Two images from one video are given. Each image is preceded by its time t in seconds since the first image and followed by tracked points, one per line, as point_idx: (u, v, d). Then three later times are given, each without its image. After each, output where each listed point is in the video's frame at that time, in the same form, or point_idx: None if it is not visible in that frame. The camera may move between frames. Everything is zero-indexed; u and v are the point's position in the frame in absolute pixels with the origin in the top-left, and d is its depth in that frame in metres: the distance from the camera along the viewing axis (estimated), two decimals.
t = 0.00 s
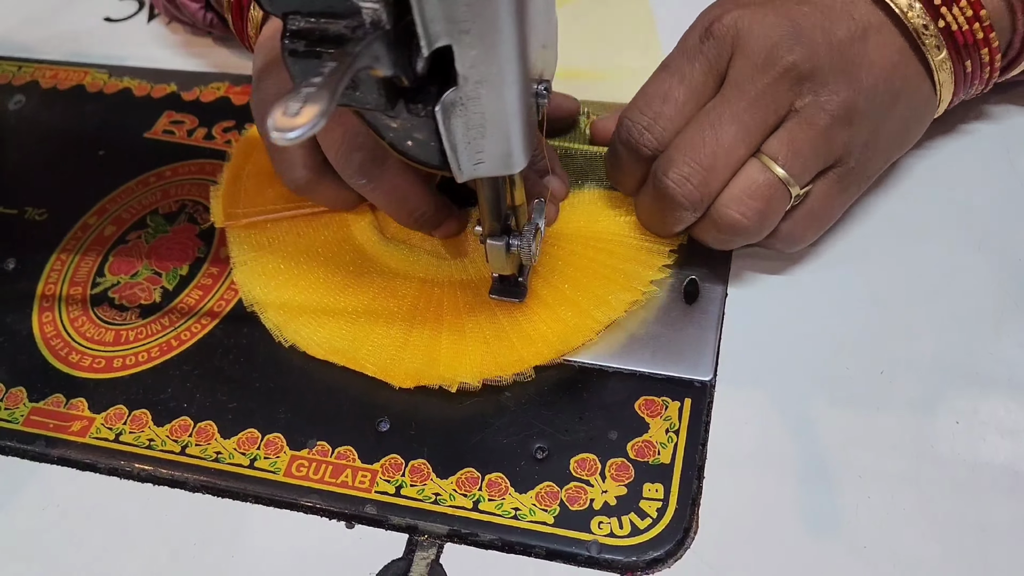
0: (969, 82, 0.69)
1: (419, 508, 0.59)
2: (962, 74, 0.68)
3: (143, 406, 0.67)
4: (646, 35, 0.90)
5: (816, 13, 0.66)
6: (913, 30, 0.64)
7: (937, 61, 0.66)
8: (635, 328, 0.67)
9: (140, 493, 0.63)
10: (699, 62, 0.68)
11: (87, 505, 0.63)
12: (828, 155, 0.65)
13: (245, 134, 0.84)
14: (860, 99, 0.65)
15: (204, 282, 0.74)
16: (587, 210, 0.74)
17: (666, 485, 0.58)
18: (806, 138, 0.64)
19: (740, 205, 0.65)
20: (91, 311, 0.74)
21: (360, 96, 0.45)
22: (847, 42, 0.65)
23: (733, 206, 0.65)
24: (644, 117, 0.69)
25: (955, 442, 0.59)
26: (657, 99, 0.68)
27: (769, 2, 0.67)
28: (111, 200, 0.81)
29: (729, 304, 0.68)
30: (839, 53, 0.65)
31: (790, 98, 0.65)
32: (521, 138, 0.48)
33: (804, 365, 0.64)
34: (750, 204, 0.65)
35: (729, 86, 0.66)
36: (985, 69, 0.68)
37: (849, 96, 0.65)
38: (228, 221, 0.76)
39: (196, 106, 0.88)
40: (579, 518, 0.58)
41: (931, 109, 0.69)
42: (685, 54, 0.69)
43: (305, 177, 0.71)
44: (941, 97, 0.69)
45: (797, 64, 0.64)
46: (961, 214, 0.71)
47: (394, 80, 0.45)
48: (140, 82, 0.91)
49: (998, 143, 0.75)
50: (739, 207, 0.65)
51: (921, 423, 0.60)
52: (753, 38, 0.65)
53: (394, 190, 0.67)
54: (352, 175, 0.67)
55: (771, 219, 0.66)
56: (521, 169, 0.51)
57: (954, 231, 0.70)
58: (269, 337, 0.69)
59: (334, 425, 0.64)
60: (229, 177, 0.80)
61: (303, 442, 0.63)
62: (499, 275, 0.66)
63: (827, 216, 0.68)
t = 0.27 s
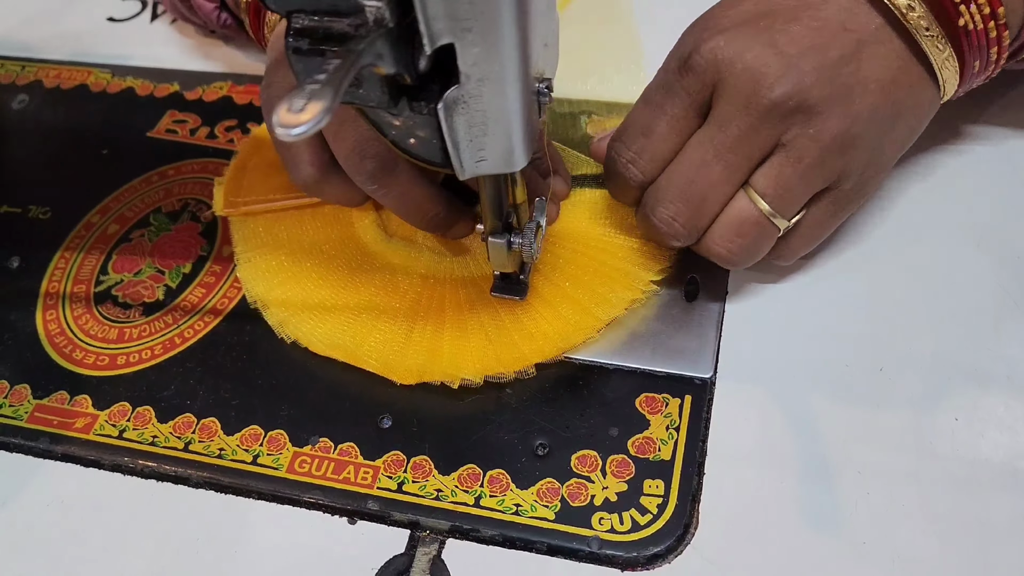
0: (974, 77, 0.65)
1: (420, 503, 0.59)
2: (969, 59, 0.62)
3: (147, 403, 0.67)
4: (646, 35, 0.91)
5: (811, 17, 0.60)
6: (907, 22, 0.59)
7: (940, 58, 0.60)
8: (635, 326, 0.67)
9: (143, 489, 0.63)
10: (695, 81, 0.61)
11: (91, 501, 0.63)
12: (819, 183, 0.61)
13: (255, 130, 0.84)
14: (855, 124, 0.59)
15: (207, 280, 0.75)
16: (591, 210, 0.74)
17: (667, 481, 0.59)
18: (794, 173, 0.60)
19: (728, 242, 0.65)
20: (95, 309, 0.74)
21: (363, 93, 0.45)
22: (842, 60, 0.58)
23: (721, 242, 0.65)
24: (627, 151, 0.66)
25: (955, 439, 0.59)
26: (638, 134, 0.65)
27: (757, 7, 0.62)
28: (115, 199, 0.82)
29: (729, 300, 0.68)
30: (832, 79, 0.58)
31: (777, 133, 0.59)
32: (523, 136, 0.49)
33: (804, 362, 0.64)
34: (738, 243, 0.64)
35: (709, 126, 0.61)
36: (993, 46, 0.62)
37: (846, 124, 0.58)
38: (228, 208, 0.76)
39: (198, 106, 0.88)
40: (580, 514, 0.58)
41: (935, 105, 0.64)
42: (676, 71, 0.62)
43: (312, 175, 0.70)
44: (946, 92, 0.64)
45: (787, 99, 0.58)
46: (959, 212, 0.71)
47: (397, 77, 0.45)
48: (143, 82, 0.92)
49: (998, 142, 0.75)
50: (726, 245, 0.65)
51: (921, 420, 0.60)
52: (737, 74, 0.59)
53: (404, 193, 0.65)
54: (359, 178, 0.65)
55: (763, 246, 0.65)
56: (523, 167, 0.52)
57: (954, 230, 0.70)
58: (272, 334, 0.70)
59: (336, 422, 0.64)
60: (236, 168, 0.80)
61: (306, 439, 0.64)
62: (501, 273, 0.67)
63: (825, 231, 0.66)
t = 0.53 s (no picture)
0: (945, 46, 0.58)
1: (422, 501, 0.60)
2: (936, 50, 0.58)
3: (150, 402, 0.68)
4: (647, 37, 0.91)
5: (743, 22, 0.55)
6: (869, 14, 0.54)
7: (890, 26, 0.54)
8: (636, 325, 0.67)
9: (146, 487, 0.63)
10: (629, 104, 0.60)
11: (94, 498, 0.63)
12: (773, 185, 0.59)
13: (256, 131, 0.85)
14: (799, 123, 0.55)
15: (210, 279, 0.75)
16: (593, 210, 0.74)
17: (667, 480, 0.59)
18: (744, 182, 0.58)
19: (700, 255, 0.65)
20: (98, 308, 0.74)
21: (366, 93, 0.46)
22: (772, 59, 0.55)
23: (694, 257, 0.65)
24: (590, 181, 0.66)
25: (955, 438, 0.59)
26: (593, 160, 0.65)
27: (690, 11, 0.58)
28: (118, 199, 0.82)
29: (730, 297, 0.69)
30: (761, 85, 0.55)
31: (715, 144, 0.57)
32: (524, 135, 0.49)
33: (805, 362, 0.64)
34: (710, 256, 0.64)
35: (654, 150, 0.60)
36: (961, 34, 0.57)
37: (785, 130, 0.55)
38: (233, 215, 0.77)
39: (201, 106, 0.89)
40: (581, 512, 0.58)
41: (904, 84, 0.58)
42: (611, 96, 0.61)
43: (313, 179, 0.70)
44: (911, 63, 0.57)
45: (710, 114, 0.55)
46: (960, 212, 0.72)
47: (400, 77, 0.45)
48: (146, 82, 0.92)
49: (999, 142, 0.76)
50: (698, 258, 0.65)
51: (921, 419, 0.60)
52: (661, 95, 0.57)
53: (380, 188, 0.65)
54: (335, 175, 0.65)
55: (738, 250, 0.64)
56: (524, 166, 0.52)
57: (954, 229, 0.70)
58: (274, 333, 0.70)
59: (339, 420, 0.64)
60: (237, 171, 0.80)
61: (308, 437, 0.64)
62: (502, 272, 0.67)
63: (801, 225, 0.64)
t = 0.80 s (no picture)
0: (926, 29, 0.57)
1: (424, 497, 0.60)
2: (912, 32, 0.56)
3: (151, 397, 0.68)
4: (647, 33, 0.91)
5: (713, 27, 0.54)
6: (845, 1, 0.53)
7: (866, 11, 0.53)
8: (637, 321, 0.67)
9: (148, 483, 0.63)
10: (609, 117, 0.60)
11: (95, 494, 0.63)
12: (762, 187, 0.58)
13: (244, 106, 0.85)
14: (778, 125, 0.54)
15: (211, 275, 0.75)
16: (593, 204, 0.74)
17: (669, 475, 0.59)
18: (728, 186, 0.58)
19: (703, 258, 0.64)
20: (99, 304, 0.74)
21: (368, 86, 0.45)
22: (746, 62, 0.53)
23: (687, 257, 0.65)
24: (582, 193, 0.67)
25: (957, 433, 0.59)
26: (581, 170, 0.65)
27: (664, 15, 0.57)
28: (119, 195, 0.82)
29: (732, 289, 0.69)
30: (735, 88, 0.54)
31: (696, 153, 0.57)
32: (527, 129, 0.49)
33: (807, 358, 0.64)
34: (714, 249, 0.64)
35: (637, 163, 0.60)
36: (942, 16, 0.56)
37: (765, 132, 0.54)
38: (224, 175, 0.78)
39: (202, 103, 0.89)
40: (583, 507, 0.58)
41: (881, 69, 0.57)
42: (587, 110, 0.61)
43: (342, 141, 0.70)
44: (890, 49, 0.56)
45: (687, 125, 0.55)
46: (961, 209, 0.72)
47: (402, 70, 0.45)
48: (147, 79, 0.92)
49: (1001, 138, 0.76)
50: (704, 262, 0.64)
51: (922, 414, 0.60)
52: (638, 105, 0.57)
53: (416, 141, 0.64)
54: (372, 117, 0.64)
55: (734, 254, 0.64)
56: (527, 161, 0.52)
57: (956, 226, 0.71)
58: (276, 329, 0.70)
59: (340, 416, 0.64)
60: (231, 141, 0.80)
61: (309, 433, 0.64)
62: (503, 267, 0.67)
63: (795, 220, 0.62)
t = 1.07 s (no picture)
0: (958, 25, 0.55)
1: (411, 505, 0.59)
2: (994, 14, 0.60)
3: (139, 405, 0.67)
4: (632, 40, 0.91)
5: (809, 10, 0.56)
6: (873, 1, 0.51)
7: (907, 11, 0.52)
8: (627, 327, 0.67)
9: (135, 491, 0.63)
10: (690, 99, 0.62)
11: (82, 502, 0.63)
12: (870, 169, 0.59)
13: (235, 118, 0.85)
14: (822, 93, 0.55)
15: (201, 282, 0.75)
16: (582, 211, 0.74)
17: (658, 483, 0.59)
18: (842, 169, 0.59)
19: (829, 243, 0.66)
20: (88, 311, 0.74)
21: (354, 96, 0.45)
22: (858, 43, 0.55)
23: (733, 236, 0.66)
24: (672, 196, 0.66)
25: (946, 440, 0.59)
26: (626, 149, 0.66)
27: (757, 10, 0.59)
28: (108, 202, 0.82)
29: (722, 298, 0.69)
30: (855, 64, 0.55)
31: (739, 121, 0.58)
32: (514, 137, 0.49)
33: (797, 364, 0.64)
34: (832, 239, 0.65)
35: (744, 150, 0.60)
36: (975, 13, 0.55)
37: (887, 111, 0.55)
38: (213, 190, 0.78)
39: (193, 109, 0.89)
40: (571, 515, 0.58)
41: (967, 46, 0.59)
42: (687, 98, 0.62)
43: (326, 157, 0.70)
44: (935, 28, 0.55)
45: (812, 107, 0.56)
46: (951, 215, 0.72)
47: (388, 79, 0.45)
48: (138, 85, 0.92)
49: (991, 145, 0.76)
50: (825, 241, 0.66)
51: (911, 421, 0.60)
52: (754, 92, 0.57)
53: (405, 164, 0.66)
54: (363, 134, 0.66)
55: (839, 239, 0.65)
56: (514, 169, 0.52)
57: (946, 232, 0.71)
58: (265, 336, 0.70)
59: (329, 423, 0.64)
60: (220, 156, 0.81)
61: (298, 440, 0.64)
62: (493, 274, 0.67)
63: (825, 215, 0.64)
